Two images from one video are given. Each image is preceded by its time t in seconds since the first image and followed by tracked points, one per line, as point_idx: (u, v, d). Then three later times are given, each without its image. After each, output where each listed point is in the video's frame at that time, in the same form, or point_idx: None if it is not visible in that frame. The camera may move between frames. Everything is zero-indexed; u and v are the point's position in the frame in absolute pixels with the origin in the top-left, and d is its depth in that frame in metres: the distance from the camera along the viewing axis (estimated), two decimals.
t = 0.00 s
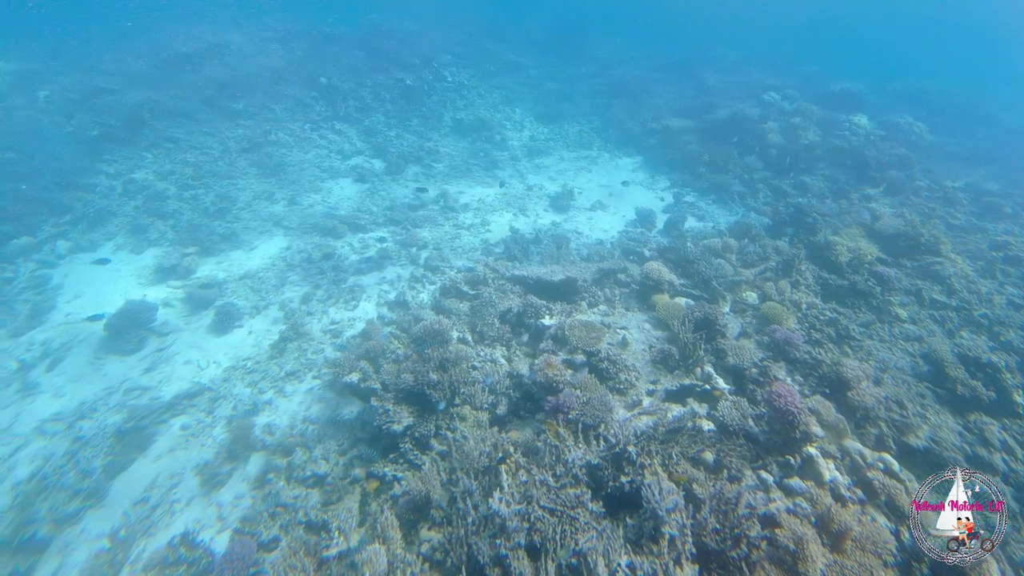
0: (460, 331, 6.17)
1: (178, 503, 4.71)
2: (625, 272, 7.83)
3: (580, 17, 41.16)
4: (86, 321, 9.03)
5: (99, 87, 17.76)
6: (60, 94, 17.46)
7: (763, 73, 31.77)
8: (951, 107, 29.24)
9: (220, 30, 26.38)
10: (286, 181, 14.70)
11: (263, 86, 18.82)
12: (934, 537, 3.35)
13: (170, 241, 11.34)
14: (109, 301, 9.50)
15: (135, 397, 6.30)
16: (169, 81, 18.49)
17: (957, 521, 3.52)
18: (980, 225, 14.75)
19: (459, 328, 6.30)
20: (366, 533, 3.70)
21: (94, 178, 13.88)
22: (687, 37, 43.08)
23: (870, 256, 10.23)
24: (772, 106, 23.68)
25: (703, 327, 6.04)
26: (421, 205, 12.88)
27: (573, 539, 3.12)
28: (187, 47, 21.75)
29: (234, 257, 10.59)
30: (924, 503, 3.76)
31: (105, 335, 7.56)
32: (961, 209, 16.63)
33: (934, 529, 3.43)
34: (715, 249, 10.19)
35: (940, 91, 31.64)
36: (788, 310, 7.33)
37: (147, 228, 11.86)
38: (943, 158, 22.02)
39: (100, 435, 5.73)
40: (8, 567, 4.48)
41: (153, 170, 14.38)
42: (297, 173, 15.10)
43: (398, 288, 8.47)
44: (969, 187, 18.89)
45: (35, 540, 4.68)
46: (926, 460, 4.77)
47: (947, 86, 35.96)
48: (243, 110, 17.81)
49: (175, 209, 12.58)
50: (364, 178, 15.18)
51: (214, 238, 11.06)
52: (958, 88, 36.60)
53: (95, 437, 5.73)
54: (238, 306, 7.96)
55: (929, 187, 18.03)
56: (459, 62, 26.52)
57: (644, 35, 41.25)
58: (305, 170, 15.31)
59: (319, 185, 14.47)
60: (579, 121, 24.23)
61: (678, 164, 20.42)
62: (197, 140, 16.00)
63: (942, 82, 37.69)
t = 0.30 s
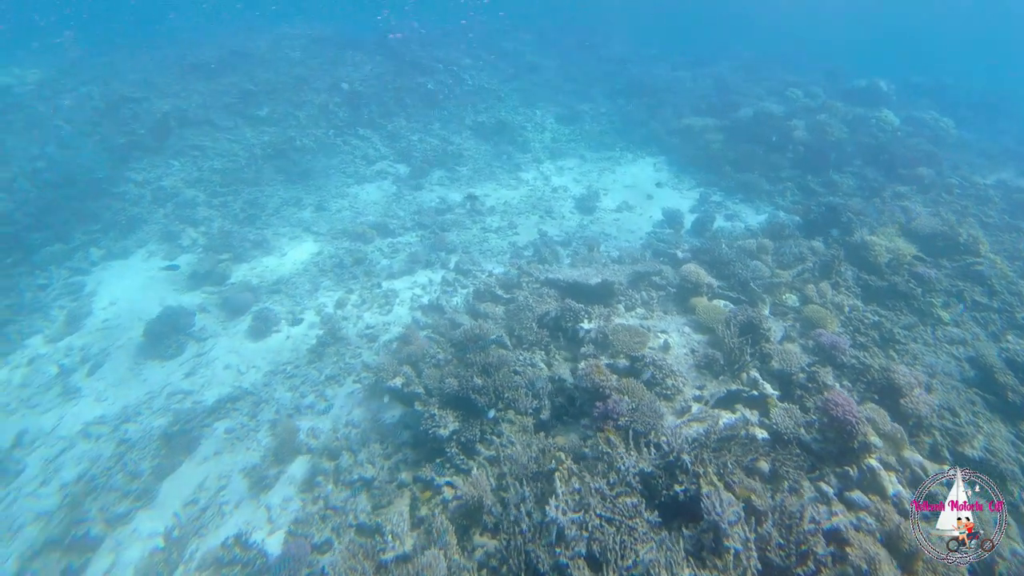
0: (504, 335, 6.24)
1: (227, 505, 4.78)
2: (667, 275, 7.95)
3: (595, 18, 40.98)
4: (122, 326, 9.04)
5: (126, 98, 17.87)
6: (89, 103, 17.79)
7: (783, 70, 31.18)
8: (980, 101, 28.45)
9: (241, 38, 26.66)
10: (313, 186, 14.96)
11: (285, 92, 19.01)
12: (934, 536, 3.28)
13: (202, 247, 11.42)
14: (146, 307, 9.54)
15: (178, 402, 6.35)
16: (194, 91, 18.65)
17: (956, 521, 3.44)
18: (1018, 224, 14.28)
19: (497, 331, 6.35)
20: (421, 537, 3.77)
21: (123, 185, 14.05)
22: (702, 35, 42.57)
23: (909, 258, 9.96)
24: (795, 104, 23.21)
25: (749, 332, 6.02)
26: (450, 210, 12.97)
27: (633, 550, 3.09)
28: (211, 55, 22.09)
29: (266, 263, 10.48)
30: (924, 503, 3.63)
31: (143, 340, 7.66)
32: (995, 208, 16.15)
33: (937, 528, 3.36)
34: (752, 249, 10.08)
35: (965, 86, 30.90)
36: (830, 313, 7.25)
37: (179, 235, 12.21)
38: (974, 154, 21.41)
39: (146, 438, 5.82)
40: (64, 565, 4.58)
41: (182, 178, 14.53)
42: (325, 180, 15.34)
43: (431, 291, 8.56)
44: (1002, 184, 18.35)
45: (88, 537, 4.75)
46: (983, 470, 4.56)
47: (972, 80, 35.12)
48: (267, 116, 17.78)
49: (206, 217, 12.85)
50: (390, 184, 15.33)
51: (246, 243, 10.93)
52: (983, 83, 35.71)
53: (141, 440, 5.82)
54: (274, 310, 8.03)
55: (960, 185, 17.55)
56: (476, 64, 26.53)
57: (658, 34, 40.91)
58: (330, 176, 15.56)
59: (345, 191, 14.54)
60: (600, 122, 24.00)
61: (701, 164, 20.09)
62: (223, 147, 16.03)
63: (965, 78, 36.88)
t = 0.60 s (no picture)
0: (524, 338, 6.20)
1: (254, 510, 4.77)
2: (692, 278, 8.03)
3: (594, 18, 40.87)
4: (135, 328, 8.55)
5: (129, 104, 17.54)
6: (94, 112, 17.65)
7: (784, 70, 31.13)
8: (981, 98, 28.49)
9: (242, 42, 26.47)
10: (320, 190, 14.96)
11: (289, 96, 18.85)
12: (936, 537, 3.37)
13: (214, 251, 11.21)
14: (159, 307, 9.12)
15: (198, 406, 6.29)
16: (196, 95, 18.07)
17: (957, 521, 3.51)
18: None
19: (518, 335, 6.31)
20: (455, 542, 3.79)
21: (130, 191, 13.70)
22: (701, 35, 42.56)
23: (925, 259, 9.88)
24: (800, 103, 23.09)
25: (775, 335, 5.98)
26: (459, 211, 12.76)
27: (675, 560, 3.06)
28: (212, 60, 21.89)
29: (278, 269, 9.93)
30: (923, 504, 3.65)
31: (159, 345, 7.62)
32: (1005, 207, 16.13)
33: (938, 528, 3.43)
34: (767, 251, 10.08)
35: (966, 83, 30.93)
36: (851, 315, 7.22)
37: (187, 239, 11.73)
38: (979, 153, 21.43)
39: (168, 443, 5.79)
40: (93, 567, 4.59)
41: (189, 182, 14.26)
42: (333, 185, 15.28)
43: (444, 294, 8.52)
44: (1010, 183, 18.37)
45: (117, 540, 4.75)
46: (1015, 480, 4.57)
47: (970, 78, 35.24)
48: (273, 121, 17.31)
49: (216, 221, 12.43)
50: (398, 186, 14.86)
51: (255, 249, 10.49)
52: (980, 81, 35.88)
53: (163, 444, 5.79)
54: (288, 314, 7.96)
55: (968, 184, 17.55)
56: (479, 66, 26.42)
57: (658, 35, 40.89)
58: (337, 180, 15.54)
59: (353, 195, 14.01)
60: (605, 124, 23.94)
61: (710, 165, 19.94)
62: (229, 150, 15.57)
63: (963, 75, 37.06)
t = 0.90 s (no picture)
0: (550, 323, 6.19)
1: (289, 494, 4.85)
2: (718, 264, 7.89)
3: None
4: (153, 315, 8.44)
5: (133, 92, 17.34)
6: (100, 100, 17.40)
7: (794, 51, 30.51)
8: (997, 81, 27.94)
9: (244, 28, 25.97)
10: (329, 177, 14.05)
11: (294, 79, 18.31)
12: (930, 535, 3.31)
13: (229, 238, 11.13)
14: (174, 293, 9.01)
15: (225, 392, 6.33)
16: (203, 82, 17.78)
17: (957, 521, 3.39)
18: None
19: (544, 321, 6.26)
20: (497, 528, 3.88)
21: (138, 179, 13.39)
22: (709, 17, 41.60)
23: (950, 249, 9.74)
24: (812, 86, 22.77)
25: (805, 323, 5.90)
26: (472, 196, 12.54)
27: (723, 553, 3.07)
28: (216, 45, 21.48)
29: (293, 254, 9.83)
30: (924, 504, 3.58)
31: (182, 333, 7.64)
32: None
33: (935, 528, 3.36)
34: (787, 237, 9.97)
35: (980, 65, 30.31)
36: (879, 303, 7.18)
37: (201, 226, 11.66)
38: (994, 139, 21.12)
39: (198, 428, 5.85)
40: (135, 549, 4.71)
41: (198, 170, 14.00)
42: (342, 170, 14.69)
43: (463, 279, 8.47)
44: None
45: (156, 523, 4.84)
46: None
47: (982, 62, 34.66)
48: (280, 105, 16.98)
49: (228, 208, 12.34)
50: (409, 171, 14.69)
51: (272, 234, 10.44)
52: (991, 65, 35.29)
53: (193, 430, 5.85)
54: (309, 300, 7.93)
55: (986, 170, 17.28)
56: (486, 49, 25.84)
57: (666, 17, 39.97)
58: (347, 166, 15.03)
59: (364, 180, 13.83)
60: (614, 110, 23.57)
61: (724, 149, 19.59)
62: (237, 138, 15.23)
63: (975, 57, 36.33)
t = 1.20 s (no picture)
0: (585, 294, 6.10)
1: (336, 470, 4.96)
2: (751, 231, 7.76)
3: None
4: (183, 302, 8.54)
5: (140, 80, 17.20)
6: (107, 90, 17.22)
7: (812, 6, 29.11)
8: None
9: (242, 7, 25.32)
10: (345, 156, 13.75)
11: (299, 56, 17.97)
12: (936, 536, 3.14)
13: (250, 221, 11.11)
14: (200, 280, 9.05)
15: (263, 374, 6.43)
16: (208, 64, 17.47)
17: (957, 521, 3.25)
18: None
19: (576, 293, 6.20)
20: (547, 500, 3.90)
21: (153, 166, 13.33)
22: None
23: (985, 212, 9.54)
24: (828, 45, 22.02)
25: (845, 291, 5.91)
26: (490, 168, 12.33)
27: (784, 533, 3.17)
28: (217, 27, 21.06)
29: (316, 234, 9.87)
30: (924, 504, 3.36)
31: (214, 317, 7.70)
32: None
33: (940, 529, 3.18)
34: (819, 201, 9.67)
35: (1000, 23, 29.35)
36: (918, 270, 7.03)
37: (222, 211, 11.66)
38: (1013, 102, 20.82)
39: (240, 411, 5.88)
40: (190, 529, 4.68)
41: (212, 155, 13.81)
42: (355, 145, 14.40)
43: (488, 253, 8.45)
44: None
45: (207, 503, 4.82)
46: None
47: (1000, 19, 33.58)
48: (288, 85, 16.90)
49: (246, 191, 12.29)
50: (423, 145, 14.44)
51: (293, 215, 10.45)
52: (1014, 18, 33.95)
53: (235, 411, 5.89)
54: (336, 280, 7.98)
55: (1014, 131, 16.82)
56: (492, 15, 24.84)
57: None
58: (361, 142, 14.67)
59: (378, 155, 13.70)
60: (627, 76, 22.78)
61: (742, 116, 19.10)
62: (248, 121, 15.25)
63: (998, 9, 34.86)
